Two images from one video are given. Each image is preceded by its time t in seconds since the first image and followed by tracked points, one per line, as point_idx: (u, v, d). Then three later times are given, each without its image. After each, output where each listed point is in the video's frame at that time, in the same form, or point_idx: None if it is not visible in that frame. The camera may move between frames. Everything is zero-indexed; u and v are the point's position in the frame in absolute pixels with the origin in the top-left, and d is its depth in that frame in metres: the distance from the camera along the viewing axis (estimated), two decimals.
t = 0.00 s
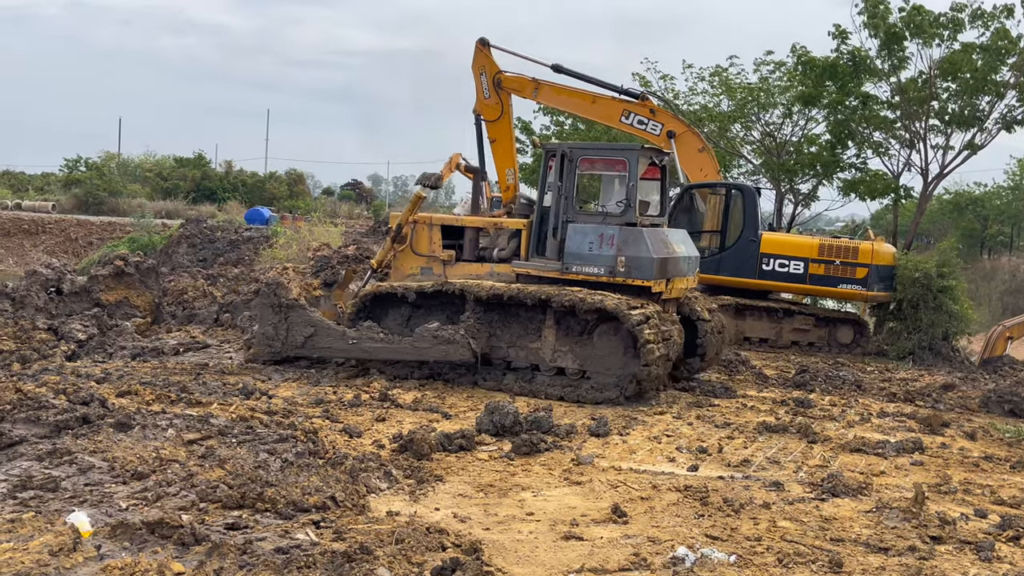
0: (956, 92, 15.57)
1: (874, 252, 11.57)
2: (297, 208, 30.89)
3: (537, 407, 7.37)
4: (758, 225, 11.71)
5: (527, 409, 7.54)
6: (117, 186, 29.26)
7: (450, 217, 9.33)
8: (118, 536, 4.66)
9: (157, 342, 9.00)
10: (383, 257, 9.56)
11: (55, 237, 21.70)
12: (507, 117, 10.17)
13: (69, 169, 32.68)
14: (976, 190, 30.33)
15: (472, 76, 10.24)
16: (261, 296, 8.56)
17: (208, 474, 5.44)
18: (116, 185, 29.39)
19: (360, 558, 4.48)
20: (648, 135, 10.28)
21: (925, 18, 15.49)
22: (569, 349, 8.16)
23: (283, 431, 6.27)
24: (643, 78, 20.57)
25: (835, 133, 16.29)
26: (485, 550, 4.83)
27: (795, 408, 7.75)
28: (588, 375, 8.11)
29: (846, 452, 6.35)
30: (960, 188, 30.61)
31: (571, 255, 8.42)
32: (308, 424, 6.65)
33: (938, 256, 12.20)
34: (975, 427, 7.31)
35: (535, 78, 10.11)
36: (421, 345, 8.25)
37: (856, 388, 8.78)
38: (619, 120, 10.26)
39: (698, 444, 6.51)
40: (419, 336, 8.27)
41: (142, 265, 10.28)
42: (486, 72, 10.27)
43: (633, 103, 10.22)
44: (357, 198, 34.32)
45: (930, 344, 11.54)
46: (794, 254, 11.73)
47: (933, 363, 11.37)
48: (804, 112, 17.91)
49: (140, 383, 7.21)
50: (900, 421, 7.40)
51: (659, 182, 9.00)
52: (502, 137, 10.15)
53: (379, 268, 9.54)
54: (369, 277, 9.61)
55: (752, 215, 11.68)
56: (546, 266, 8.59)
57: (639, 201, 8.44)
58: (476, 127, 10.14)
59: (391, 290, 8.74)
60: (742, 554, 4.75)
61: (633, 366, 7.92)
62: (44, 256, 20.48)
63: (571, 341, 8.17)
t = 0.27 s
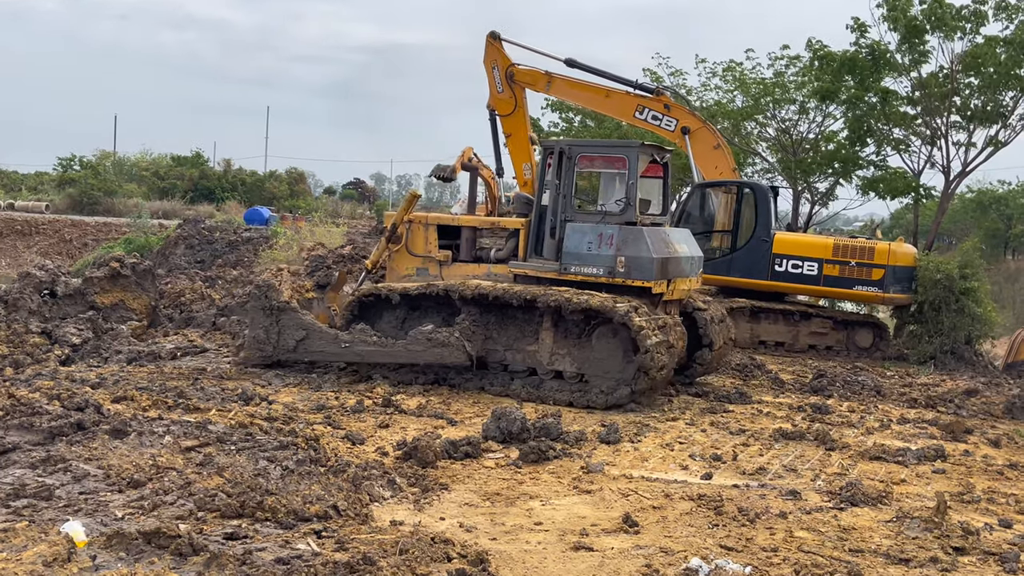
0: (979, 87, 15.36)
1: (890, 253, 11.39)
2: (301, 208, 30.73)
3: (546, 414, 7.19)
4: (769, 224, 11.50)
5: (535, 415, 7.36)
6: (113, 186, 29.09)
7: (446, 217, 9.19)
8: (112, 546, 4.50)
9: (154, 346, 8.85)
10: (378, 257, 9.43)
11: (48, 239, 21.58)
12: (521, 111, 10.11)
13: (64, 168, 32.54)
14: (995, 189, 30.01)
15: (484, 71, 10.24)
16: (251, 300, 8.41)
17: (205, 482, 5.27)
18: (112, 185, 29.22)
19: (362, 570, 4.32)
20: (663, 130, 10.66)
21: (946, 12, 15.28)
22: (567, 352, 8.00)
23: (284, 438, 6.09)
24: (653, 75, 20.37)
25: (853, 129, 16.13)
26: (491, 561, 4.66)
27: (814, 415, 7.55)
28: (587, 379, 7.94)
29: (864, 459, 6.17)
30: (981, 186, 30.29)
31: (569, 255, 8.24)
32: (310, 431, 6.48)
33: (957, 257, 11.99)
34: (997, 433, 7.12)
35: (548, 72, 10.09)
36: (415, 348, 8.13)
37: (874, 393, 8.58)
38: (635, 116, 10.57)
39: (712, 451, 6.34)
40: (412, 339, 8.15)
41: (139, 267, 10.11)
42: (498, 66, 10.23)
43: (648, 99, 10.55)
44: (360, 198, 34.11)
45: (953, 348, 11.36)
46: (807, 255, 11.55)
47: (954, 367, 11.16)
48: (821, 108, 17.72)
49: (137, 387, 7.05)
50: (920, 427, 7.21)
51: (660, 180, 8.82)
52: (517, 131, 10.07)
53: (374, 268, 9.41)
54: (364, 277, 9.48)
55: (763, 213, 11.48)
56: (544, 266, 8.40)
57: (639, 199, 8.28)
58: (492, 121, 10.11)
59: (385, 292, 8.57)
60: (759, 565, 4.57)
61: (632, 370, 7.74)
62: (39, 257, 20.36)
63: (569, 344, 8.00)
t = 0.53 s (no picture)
0: (990, 89, 15.31)
1: (897, 255, 11.27)
2: (310, 211, 30.75)
3: (556, 418, 7.18)
4: (777, 227, 11.47)
5: (544, 419, 7.34)
6: (123, 190, 29.16)
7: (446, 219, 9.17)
8: (121, 550, 4.49)
9: (163, 350, 8.87)
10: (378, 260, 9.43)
11: (58, 242, 21.65)
12: (539, 110, 10.71)
13: (73, 172, 32.65)
14: (1009, 193, 29.85)
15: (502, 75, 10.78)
16: (251, 303, 8.45)
17: (215, 486, 5.27)
18: (122, 189, 29.29)
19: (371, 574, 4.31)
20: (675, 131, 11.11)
21: (958, 13, 15.24)
22: (566, 355, 7.98)
23: (292, 441, 6.09)
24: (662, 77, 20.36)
25: (864, 132, 16.08)
26: (501, 566, 4.64)
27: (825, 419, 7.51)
28: (586, 381, 7.93)
29: (876, 463, 6.14)
30: (994, 190, 30.13)
31: (568, 258, 8.25)
32: (318, 435, 6.47)
33: (969, 260, 11.93)
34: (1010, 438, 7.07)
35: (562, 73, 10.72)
36: (414, 351, 8.18)
37: (886, 397, 8.55)
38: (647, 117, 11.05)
39: (722, 455, 6.31)
40: (411, 341, 8.20)
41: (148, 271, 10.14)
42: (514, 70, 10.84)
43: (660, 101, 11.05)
44: (368, 201, 34.03)
45: (964, 352, 11.26)
46: (813, 258, 11.48)
47: (966, 371, 11.07)
48: (831, 110, 17.71)
49: (146, 391, 7.06)
50: (932, 431, 7.16)
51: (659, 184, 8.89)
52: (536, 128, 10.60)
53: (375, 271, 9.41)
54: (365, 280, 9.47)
55: (770, 216, 11.46)
56: (543, 269, 8.39)
57: (638, 201, 8.27)
58: (512, 118, 10.54)
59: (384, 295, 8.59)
60: (770, 570, 4.54)
61: (631, 372, 7.71)
62: (49, 261, 20.43)
63: (567, 347, 7.98)
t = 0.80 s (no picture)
0: (1002, 92, 15.25)
1: (904, 258, 11.11)
2: (320, 216, 30.81)
3: (566, 422, 7.18)
4: (783, 233, 11.48)
5: (553, 423, 7.34)
6: (135, 195, 29.28)
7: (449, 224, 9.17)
8: (134, 554, 4.50)
9: (175, 354, 8.91)
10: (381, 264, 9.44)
11: (70, 247, 21.82)
12: (558, 115, 10.73)
13: (85, 176, 32.80)
14: None
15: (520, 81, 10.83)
16: (254, 307, 8.59)
17: (226, 490, 5.28)
18: (134, 194, 29.40)
19: None
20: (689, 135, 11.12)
21: (970, 17, 15.19)
22: (566, 359, 7.99)
23: (303, 446, 6.10)
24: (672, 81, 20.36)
25: (876, 135, 16.03)
26: (512, 571, 4.63)
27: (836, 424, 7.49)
28: (586, 385, 7.94)
29: (888, 468, 6.12)
30: (1008, 194, 29.98)
31: (568, 261, 8.29)
32: (330, 439, 6.49)
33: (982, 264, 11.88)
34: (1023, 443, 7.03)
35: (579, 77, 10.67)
36: (415, 354, 8.21)
37: (898, 402, 8.52)
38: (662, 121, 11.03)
39: (734, 460, 6.30)
40: (412, 345, 8.24)
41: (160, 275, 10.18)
42: (533, 76, 10.88)
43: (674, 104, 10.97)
44: (378, 206, 34.06)
45: (977, 357, 11.21)
46: (820, 261, 11.44)
47: (978, 376, 11.02)
48: (842, 114, 17.72)
49: (158, 395, 7.09)
50: (945, 436, 7.13)
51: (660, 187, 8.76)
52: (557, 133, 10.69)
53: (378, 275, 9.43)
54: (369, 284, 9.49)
55: (777, 224, 11.47)
56: (544, 273, 8.46)
57: (637, 205, 8.27)
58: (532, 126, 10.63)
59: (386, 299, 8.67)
60: None
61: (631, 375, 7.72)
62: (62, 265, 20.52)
63: (567, 350, 7.99)
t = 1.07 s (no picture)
0: (1016, 96, 15.19)
1: (910, 263, 10.94)
2: (331, 220, 30.89)
3: (578, 427, 7.17)
4: (791, 236, 11.44)
5: (566, 428, 7.35)
6: (148, 200, 29.43)
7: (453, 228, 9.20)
8: (148, 557, 4.52)
9: (188, 359, 8.96)
10: (387, 268, 9.48)
11: (85, 252, 22.05)
12: (580, 119, 11.27)
13: (99, 181, 33.00)
14: None
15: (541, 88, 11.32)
16: (258, 310, 8.63)
17: (240, 495, 5.30)
18: (147, 199, 29.55)
19: None
20: (703, 139, 11.49)
21: (983, 20, 15.14)
22: (566, 362, 8.05)
23: (316, 450, 6.12)
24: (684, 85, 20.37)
25: (890, 139, 15.99)
26: None
27: (851, 429, 7.47)
28: (587, 388, 8.00)
29: (902, 474, 6.10)
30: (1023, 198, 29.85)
31: (570, 265, 8.29)
32: (342, 443, 6.50)
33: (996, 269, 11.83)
34: None
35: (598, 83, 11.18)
36: (417, 357, 8.20)
37: (912, 407, 8.49)
38: (678, 125, 11.46)
39: (746, 466, 6.29)
40: (415, 349, 8.22)
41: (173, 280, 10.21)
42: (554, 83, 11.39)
43: (690, 109, 11.39)
44: (390, 210, 34.14)
45: (991, 362, 11.08)
46: (827, 265, 11.34)
47: (993, 381, 10.88)
48: (855, 118, 17.68)
49: (171, 400, 7.12)
50: (959, 442, 7.09)
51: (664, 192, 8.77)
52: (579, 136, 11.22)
53: (384, 279, 9.46)
54: (374, 288, 9.53)
55: (785, 225, 11.45)
56: (546, 277, 8.47)
57: (639, 209, 8.25)
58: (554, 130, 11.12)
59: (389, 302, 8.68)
60: None
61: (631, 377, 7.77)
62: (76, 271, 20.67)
63: (568, 353, 8.05)
